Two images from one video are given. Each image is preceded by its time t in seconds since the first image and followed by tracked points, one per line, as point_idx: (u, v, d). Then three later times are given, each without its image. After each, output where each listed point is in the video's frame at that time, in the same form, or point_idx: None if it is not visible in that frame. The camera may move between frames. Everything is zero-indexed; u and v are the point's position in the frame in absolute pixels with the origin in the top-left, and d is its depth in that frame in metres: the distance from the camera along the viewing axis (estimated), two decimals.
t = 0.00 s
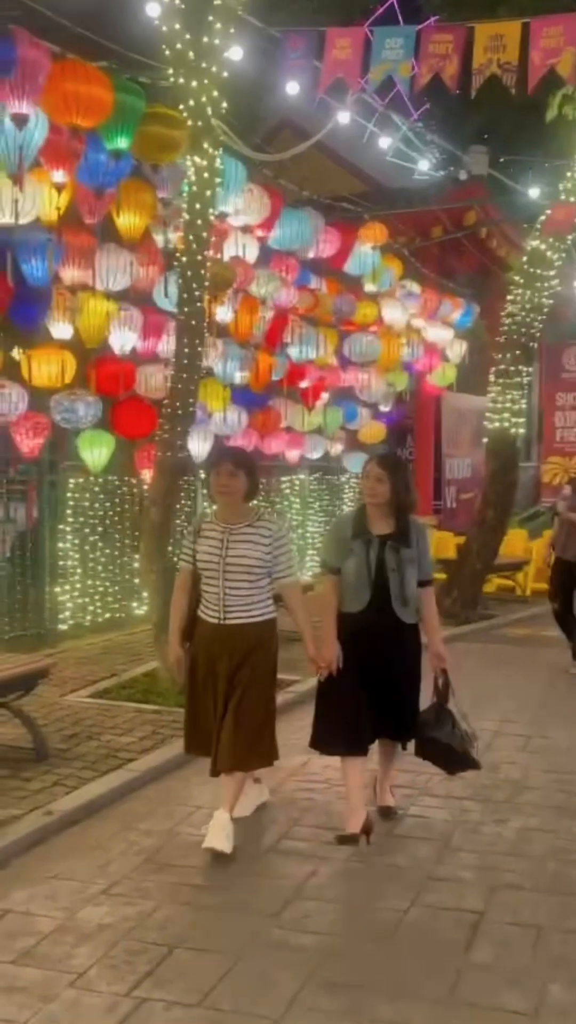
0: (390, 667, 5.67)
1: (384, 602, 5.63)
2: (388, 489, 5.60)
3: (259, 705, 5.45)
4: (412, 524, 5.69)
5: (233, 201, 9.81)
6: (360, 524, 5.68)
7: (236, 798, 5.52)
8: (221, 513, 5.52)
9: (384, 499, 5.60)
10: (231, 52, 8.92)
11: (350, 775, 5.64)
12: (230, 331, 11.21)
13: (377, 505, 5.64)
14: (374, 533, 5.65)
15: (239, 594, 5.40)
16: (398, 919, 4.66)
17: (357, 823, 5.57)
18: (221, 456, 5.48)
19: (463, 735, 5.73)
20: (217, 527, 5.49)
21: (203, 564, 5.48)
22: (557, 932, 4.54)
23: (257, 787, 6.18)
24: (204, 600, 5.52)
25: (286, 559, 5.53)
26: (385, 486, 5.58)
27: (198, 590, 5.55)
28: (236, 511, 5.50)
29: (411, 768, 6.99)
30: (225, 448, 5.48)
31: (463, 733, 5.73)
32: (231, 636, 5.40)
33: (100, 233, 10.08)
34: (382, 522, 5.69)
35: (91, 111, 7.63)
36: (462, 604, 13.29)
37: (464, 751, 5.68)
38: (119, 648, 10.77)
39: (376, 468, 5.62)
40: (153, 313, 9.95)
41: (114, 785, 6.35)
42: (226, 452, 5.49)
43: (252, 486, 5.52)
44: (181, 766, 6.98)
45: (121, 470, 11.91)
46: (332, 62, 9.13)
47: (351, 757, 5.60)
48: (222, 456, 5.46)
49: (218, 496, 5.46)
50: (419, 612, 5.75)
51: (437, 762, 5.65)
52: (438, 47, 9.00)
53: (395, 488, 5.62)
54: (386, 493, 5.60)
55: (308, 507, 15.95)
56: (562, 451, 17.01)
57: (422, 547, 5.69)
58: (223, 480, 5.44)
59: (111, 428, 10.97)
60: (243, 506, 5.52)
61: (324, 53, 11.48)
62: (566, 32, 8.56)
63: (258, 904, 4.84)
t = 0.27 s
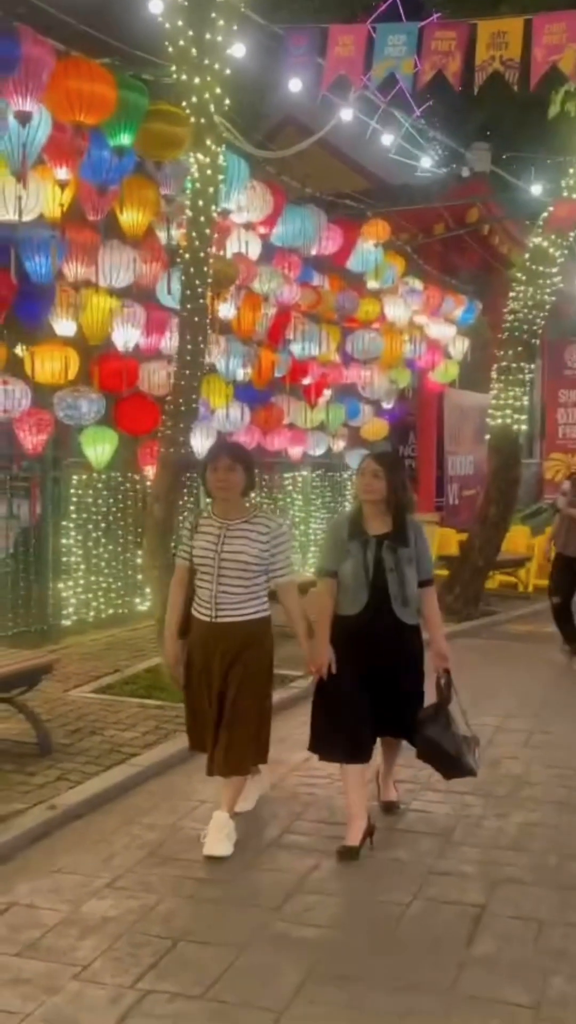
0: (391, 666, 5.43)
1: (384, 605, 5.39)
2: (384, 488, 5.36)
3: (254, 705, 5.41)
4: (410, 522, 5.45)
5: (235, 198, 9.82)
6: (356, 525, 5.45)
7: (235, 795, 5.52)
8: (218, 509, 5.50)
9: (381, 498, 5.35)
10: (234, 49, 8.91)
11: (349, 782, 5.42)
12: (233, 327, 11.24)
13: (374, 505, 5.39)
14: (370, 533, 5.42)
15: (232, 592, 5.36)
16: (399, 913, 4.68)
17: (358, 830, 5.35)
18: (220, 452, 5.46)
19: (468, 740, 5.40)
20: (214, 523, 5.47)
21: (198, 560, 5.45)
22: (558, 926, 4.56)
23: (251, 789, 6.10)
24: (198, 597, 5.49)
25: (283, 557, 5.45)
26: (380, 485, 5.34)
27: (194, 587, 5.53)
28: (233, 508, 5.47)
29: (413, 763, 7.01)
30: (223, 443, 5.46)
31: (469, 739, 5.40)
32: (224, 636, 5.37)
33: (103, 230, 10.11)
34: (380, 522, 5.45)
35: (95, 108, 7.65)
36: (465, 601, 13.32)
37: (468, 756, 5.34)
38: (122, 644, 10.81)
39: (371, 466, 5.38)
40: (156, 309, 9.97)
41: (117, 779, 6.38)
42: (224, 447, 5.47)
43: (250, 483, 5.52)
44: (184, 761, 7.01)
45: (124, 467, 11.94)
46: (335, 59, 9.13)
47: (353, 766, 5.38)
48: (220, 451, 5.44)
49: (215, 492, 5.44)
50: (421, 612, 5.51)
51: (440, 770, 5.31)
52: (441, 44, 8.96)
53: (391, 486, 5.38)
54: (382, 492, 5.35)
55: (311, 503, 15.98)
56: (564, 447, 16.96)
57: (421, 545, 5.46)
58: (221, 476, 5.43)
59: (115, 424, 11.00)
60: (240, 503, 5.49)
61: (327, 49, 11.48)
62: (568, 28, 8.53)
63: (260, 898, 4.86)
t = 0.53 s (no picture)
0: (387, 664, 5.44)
1: (377, 600, 5.39)
2: (377, 481, 5.39)
3: (251, 696, 5.42)
4: (405, 516, 5.47)
5: (237, 195, 9.85)
6: (350, 519, 5.47)
7: (235, 791, 5.55)
8: (214, 501, 5.52)
9: (374, 491, 5.38)
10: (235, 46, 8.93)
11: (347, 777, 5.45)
12: (234, 324, 11.25)
13: (368, 498, 5.42)
14: (364, 527, 5.43)
15: (225, 585, 5.37)
16: (400, 905, 4.72)
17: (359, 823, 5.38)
18: (215, 444, 5.48)
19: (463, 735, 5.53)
20: (209, 516, 5.49)
21: (191, 553, 5.48)
22: (557, 919, 4.60)
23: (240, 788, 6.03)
24: (192, 591, 5.50)
25: (277, 551, 5.47)
26: (373, 477, 5.37)
27: (187, 580, 5.55)
28: (228, 501, 5.50)
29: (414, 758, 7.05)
30: (218, 437, 5.49)
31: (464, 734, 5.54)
32: (218, 629, 5.38)
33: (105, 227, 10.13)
34: (373, 516, 5.46)
35: (97, 106, 7.67)
36: (465, 597, 13.36)
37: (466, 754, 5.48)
38: (123, 640, 10.86)
39: (363, 459, 5.41)
40: (158, 307, 10.04)
41: (120, 774, 6.43)
42: (219, 440, 5.50)
43: (245, 476, 5.55)
44: (186, 755, 7.06)
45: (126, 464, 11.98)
46: (336, 57, 9.15)
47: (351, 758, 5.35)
48: (216, 444, 5.47)
49: (210, 485, 5.46)
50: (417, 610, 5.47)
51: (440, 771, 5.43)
52: (442, 42, 8.99)
53: (384, 479, 5.40)
54: (374, 485, 5.38)
55: (311, 500, 16.01)
56: (564, 444, 16.98)
57: (416, 541, 5.46)
58: (216, 469, 5.45)
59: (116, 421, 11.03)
60: (235, 496, 5.51)
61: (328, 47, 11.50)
62: (568, 27, 8.54)
63: (262, 891, 4.91)
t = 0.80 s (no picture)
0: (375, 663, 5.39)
1: (374, 593, 5.33)
2: (374, 473, 5.35)
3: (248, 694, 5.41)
4: (401, 509, 5.44)
5: (237, 191, 9.86)
6: (346, 512, 5.42)
7: (235, 783, 5.58)
8: (203, 497, 5.48)
9: (370, 482, 5.34)
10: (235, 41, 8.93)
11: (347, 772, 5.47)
12: (234, 319, 11.24)
13: (365, 491, 5.38)
14: (361, 520, 5.39)
15: (213, 584, 5.35)
16: (400, 897, 4.76)
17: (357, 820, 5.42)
18: (204, 439, 5.43)
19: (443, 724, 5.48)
20: (198, 512, 5.46)
21: (180, 551, 5.47)
22: (556, 910, 4.64)
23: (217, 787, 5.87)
24: (183, 588, 5.51)
25: (266, 547, 5.40)
26: (370, 469, 5.32)
27: (178, 578, 5.58)
28: (217, 496, 5.44)
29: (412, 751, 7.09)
30: (206, 431, 5.43)
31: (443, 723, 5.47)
32: (209, 628, 5.37)
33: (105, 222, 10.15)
34: (370, 509, 5.42)
35: (97, 101, 7.68)
36: (463, 592, 13.40)
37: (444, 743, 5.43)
38: (123, 635, 10.90)
39: (359, 450, 5.37)
40: (158, 302, 10.06)
41: (120, 767, 6.46)
42: (209, 434, 5.44)
43: (235, 471, 5.49)
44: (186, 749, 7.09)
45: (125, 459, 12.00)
46: (336, 52, 9.16)
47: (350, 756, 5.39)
48: (205, 438, 5.41)
49: (199, 481, 5.42)
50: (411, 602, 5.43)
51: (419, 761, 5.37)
52: (442, 39, 9.05)
53: (382, 471, 5.36)
54: (371, 477, 5.34)
55: (310, 495, 16.04)
56: (563, 439, 17.01)
57: (412, 534, 5.42)
58: (205, 464, 5.39)
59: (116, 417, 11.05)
60: (224, 492, 5.46)
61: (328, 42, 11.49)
62: (568, 23, 8.55)
63: (263, 883, 4.94)
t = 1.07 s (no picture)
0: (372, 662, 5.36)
1: (377, 588, 5.32)
2: (378, 470, 5.33)
3: (248, 693, 5.31)
4: (405, 505, 5.41)
5: (242, 189, 9.89)
6: (349, 508, 5.41)
7: (242, 778, 5.62)
8: (200, 495, 5.35)
9: (375, 478, 5.31)
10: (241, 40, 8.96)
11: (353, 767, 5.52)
12: (239, 317, 11.24)
13: (368, 486, 5.35)
14: (364, 517, 5.37)
15: (211, 584, 5.26)
16: (406, 890, 4.80)
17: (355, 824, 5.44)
18: (200, 435, 5.28)
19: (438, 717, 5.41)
20: (194, 510, 5.35)
21: (178, 550, 5.36)
22: (561, 903, 4.68)
23: (196, 810, 5.57)
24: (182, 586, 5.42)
25: (264, 546, 5.31)
26: (374, 465, 5.30)
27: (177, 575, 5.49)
28: (214, 494, 5.32)
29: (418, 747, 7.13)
30: (201, 428, 5.27)
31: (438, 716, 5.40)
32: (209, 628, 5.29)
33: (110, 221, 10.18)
34: (373, 505, 5.40)
35: (104, 101, 7.74)
36: (467, 589, 13.43)
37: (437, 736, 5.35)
38: (127, 632, 10.94)
39: (362, 445, 5.34)
40: (162, 300, 10.08)
41: (128, 762, 6.50)
42: (205, 430, 5.28)
43: (232, 467, 5.34)
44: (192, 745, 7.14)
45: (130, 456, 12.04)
46: (342, 51, 9.19)
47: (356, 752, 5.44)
48: (202, 434, 5.26)
49: (195, 479, 5.29)
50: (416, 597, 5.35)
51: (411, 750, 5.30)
52: (447, 38, 9.09)
53: (386, 468, 5.33)
54: (375, 473, 5.32)
55: (314, 492, 16.08)
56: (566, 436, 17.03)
57: (416, 530, 5.38)
58: (200, 463, 5.25)
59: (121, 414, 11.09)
60: (221, 489, 5.33)
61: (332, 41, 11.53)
62: (573, 21, 8.57)
63: (271, 876, 4.98)
